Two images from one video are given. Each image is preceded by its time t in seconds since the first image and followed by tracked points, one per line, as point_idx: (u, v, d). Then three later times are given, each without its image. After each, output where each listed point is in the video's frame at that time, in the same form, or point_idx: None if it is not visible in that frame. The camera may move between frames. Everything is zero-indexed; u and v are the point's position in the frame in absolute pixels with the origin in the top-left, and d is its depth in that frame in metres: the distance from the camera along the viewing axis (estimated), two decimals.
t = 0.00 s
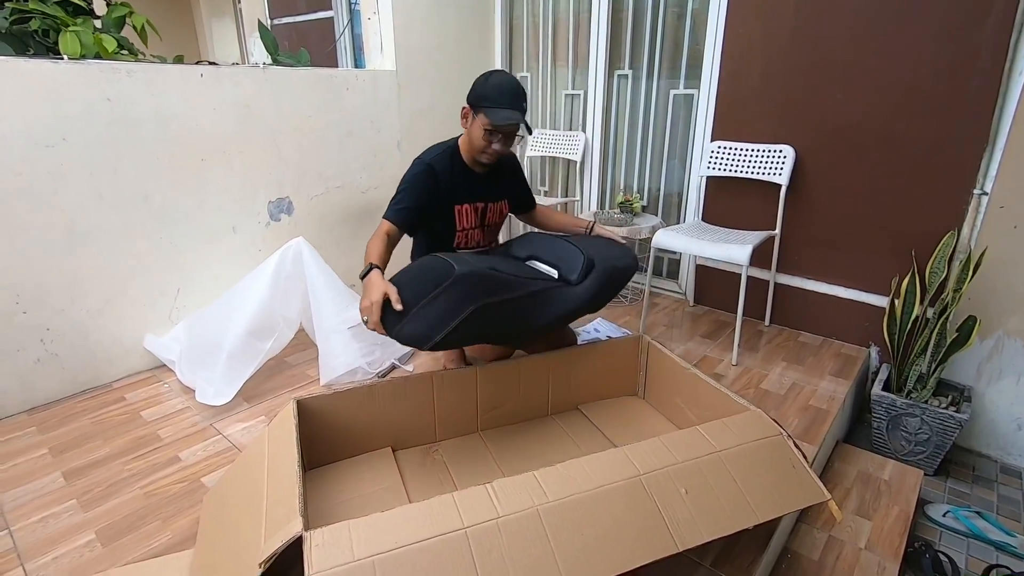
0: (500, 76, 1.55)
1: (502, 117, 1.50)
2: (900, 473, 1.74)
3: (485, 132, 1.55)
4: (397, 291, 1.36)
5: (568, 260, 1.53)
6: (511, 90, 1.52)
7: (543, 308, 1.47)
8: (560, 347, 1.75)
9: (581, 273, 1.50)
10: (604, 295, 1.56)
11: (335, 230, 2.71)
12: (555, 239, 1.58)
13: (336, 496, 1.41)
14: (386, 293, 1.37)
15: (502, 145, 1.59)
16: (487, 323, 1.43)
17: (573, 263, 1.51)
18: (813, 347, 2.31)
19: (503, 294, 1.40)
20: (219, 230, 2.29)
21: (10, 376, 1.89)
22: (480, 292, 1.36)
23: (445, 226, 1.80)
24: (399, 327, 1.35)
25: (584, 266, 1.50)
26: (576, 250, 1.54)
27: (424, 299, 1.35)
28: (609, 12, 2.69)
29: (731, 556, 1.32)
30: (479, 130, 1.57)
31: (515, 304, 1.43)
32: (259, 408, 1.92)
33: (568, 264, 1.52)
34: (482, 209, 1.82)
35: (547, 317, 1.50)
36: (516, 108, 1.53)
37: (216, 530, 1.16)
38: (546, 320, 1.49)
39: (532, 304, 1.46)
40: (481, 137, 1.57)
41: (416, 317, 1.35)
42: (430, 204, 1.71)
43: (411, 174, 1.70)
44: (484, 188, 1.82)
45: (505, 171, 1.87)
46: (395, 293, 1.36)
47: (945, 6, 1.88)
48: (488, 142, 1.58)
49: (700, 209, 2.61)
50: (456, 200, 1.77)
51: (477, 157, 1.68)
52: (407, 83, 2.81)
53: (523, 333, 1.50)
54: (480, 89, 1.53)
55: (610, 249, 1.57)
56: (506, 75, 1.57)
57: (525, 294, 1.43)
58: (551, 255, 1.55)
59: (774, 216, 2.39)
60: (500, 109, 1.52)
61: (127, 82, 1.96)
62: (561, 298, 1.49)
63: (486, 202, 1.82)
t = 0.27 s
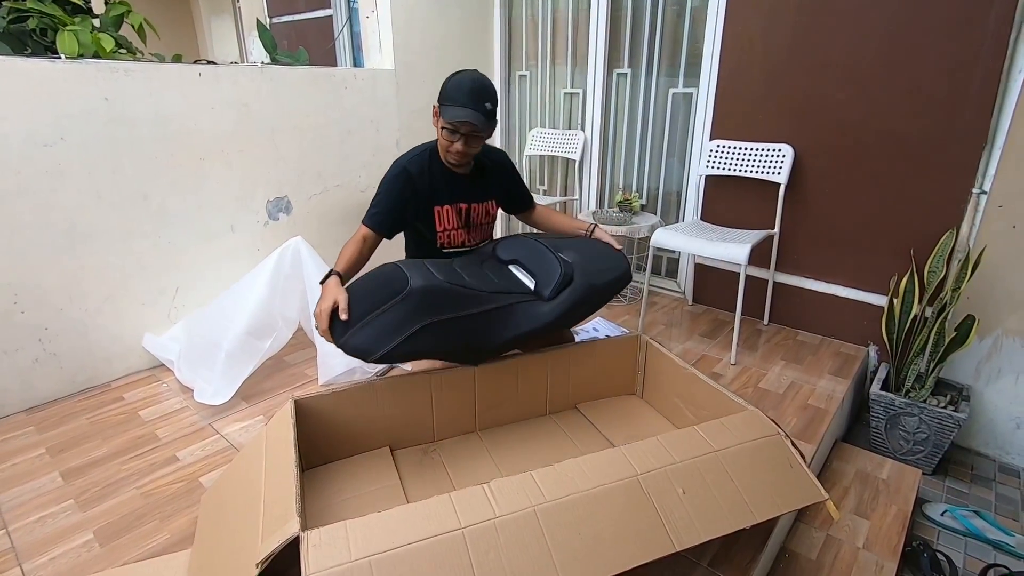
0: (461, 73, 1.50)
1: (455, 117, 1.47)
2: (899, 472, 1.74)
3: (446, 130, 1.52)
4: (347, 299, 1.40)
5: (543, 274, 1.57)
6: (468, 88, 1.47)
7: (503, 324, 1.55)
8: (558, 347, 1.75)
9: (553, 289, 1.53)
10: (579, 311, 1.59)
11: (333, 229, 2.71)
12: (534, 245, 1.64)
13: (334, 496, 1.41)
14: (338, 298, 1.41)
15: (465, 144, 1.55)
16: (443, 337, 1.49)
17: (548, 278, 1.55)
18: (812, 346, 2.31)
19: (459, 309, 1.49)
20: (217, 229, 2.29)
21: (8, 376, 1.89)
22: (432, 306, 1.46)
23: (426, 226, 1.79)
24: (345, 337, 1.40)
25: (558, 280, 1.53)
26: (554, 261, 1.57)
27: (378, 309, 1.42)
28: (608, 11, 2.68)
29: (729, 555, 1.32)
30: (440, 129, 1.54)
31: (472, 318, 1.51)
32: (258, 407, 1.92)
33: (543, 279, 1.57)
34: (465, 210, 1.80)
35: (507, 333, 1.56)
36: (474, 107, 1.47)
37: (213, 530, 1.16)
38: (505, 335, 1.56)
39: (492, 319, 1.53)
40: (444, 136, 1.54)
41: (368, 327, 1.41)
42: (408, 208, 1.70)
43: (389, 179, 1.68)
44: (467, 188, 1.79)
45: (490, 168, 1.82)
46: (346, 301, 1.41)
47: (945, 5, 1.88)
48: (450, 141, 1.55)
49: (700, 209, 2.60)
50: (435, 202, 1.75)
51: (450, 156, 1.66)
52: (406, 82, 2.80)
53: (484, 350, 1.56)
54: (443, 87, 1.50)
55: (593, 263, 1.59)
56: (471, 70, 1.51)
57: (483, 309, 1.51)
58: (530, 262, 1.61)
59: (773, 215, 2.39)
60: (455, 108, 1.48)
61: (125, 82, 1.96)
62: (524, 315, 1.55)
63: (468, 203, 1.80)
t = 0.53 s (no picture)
0: (443, 78, 1.52)
1: (427, 118, 1.48)
2: (901, 473, 1.74)
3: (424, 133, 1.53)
4: (329, 304, 1.46)
5: (536, 279, 1.59)
6: (444, 90, 1.48)
7: (494, 331, 1.54)
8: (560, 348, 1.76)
9: (545, 294, 1.55)
10: (573, 317, 1.59)
11: (336, 231, 2.71)
12: (531, 250, 1.67)
13: (337, 497, 1.42)
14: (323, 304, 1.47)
15: (445, 147, 1.54)
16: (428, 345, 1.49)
17: (540, 284, 1.57)
18: (814, 347, 2.30)
19: (447, 315, 1.50)
20: (220, 231, 2.30)
21: (12, 378, 1.90)
22: (418, 312, 1.47)
23: (421, 230, 1.83)
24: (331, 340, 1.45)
25: (549, 286, 1.55)
26: (548, 267, 1.59)
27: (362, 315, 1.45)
28: (609, 13, 2.69)
29: (731, 556, 1.32)
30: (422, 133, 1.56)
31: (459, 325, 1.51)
32: (260, 409, 1.92)
33: (535, 285, 1.58)
34: (459, 212, 1.84)
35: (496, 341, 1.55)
36: (448, 109, 1.47)
37: (217, 531, 1.17)
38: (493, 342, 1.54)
39: (482, 325, 1.53)
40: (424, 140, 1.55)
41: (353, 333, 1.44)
42: (401, 214, 1.75)
43: (382, 187, 1.72)
44: (461, 191, 1.82)
45: (484, 171, 1.85)
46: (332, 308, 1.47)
47: (946, 6, 1.88)
48: (430, 145, 1.56)
49: (701, 210, 2.60)
50: (428, 203, 1.79)
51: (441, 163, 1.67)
52: (407, 84, 2.81)
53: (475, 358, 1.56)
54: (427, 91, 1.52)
55: (586, 270, 1.60)
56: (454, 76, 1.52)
57: (473, 315, 1.52)
58: (524, 267, 1.64)
59: (775, 216, 2.39)
60: (430, 111, 1.49)
61: (129, 85, 1.97)
62: (515, 321, 1.55)
63: (462, 206, 1.83)
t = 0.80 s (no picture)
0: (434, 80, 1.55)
1: (413, 116, 1.50)
2: (905, 474, 1.73)
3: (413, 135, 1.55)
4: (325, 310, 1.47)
5: (536, 281, 1.59)
6: (431, 90, 1.50)
7: (495, 336, 1.54)
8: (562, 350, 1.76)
9: (545, 297, 1.55)
10: (575, 318, 1.59)
11: (338, 234, 2.72)
12: (532, 251, 1.66)
13: (340, 499, 1.42)
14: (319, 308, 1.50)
15: (434, 146, 1.55)
16: (430, 353, 1.49)
17: (540, 286, 1.57)
18: (817, 348, 2.30)
19: (448, 322, 1.49)
20: (223, 234, 2.31)
21: (17, 381, 1.90)
22: (418, 321, 1.47)
23: (421, 232, 1.83)
24: (334, 353, 1.47)
25: (549, 288, 1.55)
26: (548, 269, 1.59)
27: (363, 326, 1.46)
28: (610, 15, 2.69)
29: (735, 558, 1.32)
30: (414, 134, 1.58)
31: (461, 332, 1.51)
32: (263, 411, 1.92)
33: (535, 288, 1.59)
34: (459, 213, 1.84)
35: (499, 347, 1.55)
36: (434, 107, 1.49)
37: (220, 533, 1.17)
38: (496, 348, 1.54)
39: (483, 331, 1.53)
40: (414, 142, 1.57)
41: (355, 346, 1.46)
42: (403, 217, 1.77)
43: (383, 191, 1.73)
44: (459, 191, 1.83)
45: (481, 170, 1.86)
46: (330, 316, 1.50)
47: (947, 6, 1.88)
48: (420, 147, 1.57)
49: (702, 210, 2.60)
50: (427, 205, 1.79)
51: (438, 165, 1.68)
52: (409, 87, 2.82)
53: (478, 363, 1.56)
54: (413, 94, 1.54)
55: (586, 269, 1.60)
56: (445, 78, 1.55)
57: (473, 321, 1.52)
58: (525, 269, 1.64)
59: (777, 217, 2.39)
60: (418, 110, 1.51)
61: (133, 89, 1.98)
62: (516, 325, 1.55)
63: (461, 206, 1.84)
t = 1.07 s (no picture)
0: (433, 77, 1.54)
1: (414, 115, 1.49)
2: (908, 472, 1.73)
3: (416, 134, 1.54)
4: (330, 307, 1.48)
5: (541, 285, 1.60)
6: (431, 88, 1.50)
7: (499, 338, 1.55)
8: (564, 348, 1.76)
9: (550, 300, 1.56)
10: (578, 323, 1.60)
11: (340, 233, 2.72)
12: (537, 254, 1.67)
13: (343, 497, 1.42)
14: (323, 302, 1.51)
15: (436, 144, 1.55)
16: (434, 353, 1.50)
17: (545, 290, 1.59)
18: (820, 346, 2.29)
19: (453, 322, 1.50)
20: (226, 233, 2.31)
21: (21, 379, 1.91)
22: (423, 319, 1.47)
23: (421, 228, 1.84)
24: (337, 347, 1.47)
25: (554, 293, 1.57)
26: (554, 274, 1.60)
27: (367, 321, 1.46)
28: (613, 13, 2.69)
29: (737, 555, 1.32)
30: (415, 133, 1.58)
31: (465, 333, 1.51)
32: (266, 409, 1.93)
33: (540, 291, 1.60)
34: (460, 210, 1.84)
35: (502, 350, 1.56)
36: (436, 105, 1.48)
37: (223, 531, 1.18)
38: (499, 350, 1.55)
39: (487, 332, 1.54)
40: (417, 140, 1.56)
41: (358, 340, 1.46)
42: (403, 214, 1.78)
43: (383, 188, 1.74)
44: (460, 188, 1.83)
45: (482, 167, 1.86)
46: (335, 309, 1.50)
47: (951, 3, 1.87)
48: (424, 145, 1.56)
49: (705, 208, 2.60)
50: (427, 202, 1.80)
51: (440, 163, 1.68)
52: (411, 85, 2.82)
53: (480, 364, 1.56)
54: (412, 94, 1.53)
55: (592, 276, 1.61)
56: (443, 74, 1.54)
57: (478, 322, 1.52)
58: (530, 272, 1.65)
59: (780, 215, 2.38)
60: (419, 108, 1.51)
61: (136, 89, 1.98)
62: (520, 328, 1.56)
63: (462, 203, 1.84)
